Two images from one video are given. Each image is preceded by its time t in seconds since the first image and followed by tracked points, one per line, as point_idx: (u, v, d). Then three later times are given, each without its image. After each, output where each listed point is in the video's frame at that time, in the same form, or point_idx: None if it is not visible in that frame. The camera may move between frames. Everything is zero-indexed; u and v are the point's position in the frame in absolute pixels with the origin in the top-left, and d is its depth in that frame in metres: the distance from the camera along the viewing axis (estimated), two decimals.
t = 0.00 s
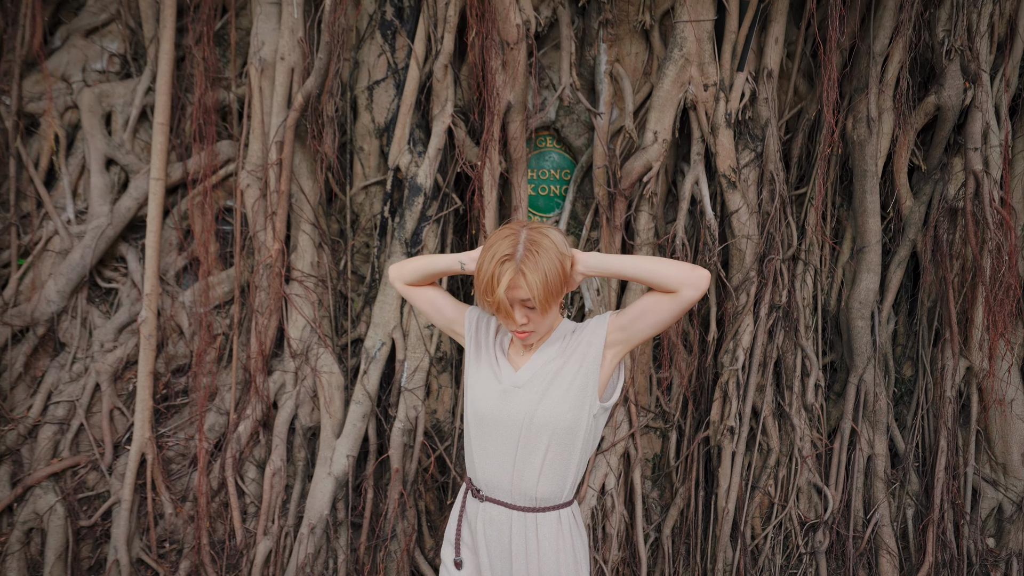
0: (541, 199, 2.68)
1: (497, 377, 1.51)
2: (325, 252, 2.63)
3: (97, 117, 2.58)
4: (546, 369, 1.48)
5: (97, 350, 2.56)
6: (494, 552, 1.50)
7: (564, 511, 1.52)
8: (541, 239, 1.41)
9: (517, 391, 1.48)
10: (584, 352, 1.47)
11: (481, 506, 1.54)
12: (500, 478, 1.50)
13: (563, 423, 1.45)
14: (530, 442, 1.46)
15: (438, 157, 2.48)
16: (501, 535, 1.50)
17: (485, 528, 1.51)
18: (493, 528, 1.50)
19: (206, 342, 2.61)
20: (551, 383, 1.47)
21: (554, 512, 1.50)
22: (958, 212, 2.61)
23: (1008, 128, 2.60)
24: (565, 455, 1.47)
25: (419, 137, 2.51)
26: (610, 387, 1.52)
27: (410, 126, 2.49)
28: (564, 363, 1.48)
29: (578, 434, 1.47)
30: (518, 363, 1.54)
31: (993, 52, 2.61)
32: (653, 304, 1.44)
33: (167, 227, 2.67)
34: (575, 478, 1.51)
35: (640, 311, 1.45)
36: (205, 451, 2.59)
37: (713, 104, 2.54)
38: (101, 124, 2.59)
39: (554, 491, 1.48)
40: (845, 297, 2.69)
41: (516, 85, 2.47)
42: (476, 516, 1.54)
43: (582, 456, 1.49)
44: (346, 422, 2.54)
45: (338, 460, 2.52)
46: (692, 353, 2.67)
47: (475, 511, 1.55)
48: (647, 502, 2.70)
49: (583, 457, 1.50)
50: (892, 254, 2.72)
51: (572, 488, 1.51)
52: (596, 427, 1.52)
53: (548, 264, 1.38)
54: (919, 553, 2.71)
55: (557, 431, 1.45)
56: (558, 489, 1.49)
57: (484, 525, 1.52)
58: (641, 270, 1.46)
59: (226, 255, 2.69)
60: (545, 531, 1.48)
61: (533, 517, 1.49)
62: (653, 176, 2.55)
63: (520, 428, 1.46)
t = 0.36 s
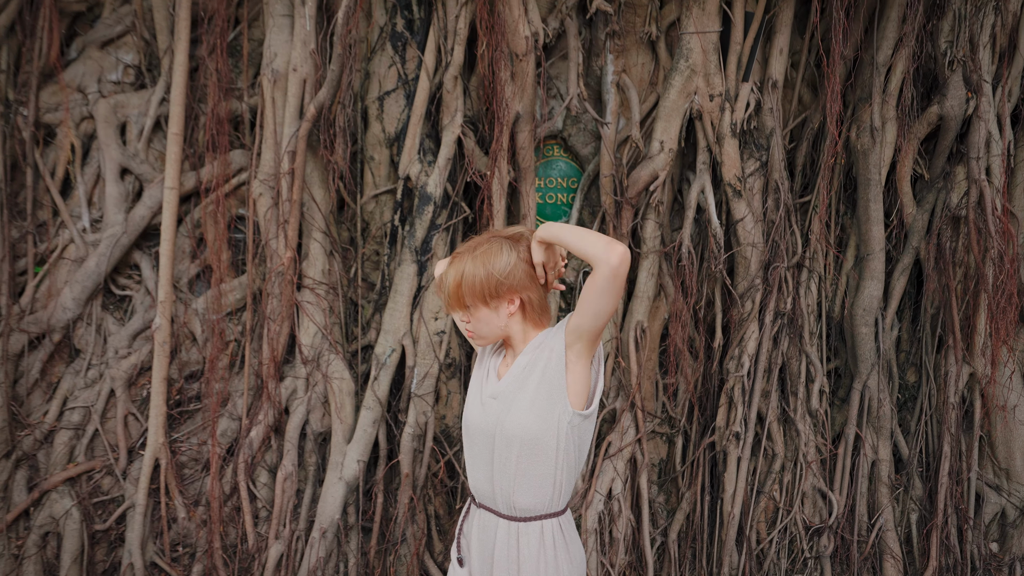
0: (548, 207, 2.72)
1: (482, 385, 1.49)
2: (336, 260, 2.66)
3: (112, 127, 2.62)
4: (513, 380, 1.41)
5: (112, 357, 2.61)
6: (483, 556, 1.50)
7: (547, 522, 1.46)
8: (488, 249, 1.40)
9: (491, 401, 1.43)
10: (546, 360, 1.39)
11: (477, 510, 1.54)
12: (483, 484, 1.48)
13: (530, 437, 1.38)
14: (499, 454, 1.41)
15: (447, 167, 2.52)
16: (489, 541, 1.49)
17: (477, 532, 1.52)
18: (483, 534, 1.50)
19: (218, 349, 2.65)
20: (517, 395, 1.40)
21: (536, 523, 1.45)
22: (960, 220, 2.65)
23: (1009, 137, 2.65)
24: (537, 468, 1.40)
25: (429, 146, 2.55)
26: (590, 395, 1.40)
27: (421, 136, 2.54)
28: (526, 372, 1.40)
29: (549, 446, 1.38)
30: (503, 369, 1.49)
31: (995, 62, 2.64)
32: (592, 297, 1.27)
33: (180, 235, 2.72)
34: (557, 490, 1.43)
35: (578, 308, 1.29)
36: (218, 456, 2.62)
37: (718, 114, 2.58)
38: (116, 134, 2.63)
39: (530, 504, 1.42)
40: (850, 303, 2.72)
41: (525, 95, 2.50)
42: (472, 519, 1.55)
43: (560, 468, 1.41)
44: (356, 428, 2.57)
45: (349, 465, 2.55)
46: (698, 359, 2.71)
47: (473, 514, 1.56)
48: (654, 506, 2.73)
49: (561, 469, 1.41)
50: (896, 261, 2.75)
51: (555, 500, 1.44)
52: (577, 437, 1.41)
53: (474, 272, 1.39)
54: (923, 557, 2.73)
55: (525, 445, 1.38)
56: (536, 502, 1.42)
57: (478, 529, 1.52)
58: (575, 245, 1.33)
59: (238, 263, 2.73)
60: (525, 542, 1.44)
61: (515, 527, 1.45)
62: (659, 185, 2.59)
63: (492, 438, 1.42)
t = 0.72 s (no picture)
0: (554, 214, 2.73)
1: (519, 403, 1.51)
2: (344, 267, 2.70)
3: (122, 135, 2.65)
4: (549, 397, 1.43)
5: (121, 363, 2.63)
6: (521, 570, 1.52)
7: (587, 535, 1.48)
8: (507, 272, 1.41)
9: (529, 419, 1.45)
10: (569, 376, 1.41)
11: (512, 522, 1.56)
12: (522, 500, 1.50)
13: (571, 453, 1.40)
14: (540, 471, 1.43)
15: (454, 175, 2.54)
16: (524, 553, 1.51)
17: (512, 544, 1.54)
18: (519, 546, 1.52)
19: (226, 354, 2.67)
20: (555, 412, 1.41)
21: (576, 536, 1.48)
22: (964, 226, 2.68)
23: (1012, 144, 2.67)
24: (578, 483, 1.42)
25: (436, 154, 2.57)
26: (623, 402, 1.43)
27: (427, 144, 2.56)
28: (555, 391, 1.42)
29: (589, 461, 1.40)
30: (539, 386, 1.51)
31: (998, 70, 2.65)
32: (590, 302, 1.26)
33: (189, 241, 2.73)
34: (599, 503, 1.46)
35: (582, 318, 1.28)
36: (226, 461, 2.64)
37: (723, 122, 2.60)
38: (126, 142, 2.66)
39: (570, 517, 1.45)
40: (853, 308, 2.74)
41: (530, 104, 2.51)
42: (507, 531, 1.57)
43: (601, 482, 1.43)
44: (363, 434, 2.59)
45: (356, 470, 2.57)
46: (702, 365, 2.74)
47: (507, 525, 1.58)
48: (658, 510, 2.75)
49: (603, 483, 1.43)
50: (898, 267, 2.78)
51: (595, 513, 1.46)
52: (616, 450, 1.44)
53: (495, 296, 1.41)
54: (926, 562, 2.75)
55: (567, 461, 1.40)
56: (576, 516, 1.45)
57: (512, 540, 1.54)
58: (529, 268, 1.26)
59: (246, 269, 2.75)
60: (566, 556, 1.47)
61: (553, 540, 1.47)
62: (664, 192, 2.61)
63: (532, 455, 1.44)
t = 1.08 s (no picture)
0: (555, 214, 2.75)
1: (541, 401, 1.55)
2: (346, 267, 2.72)
3: (126, 137, 2.68)
4: (569, 397, 1.47)
5: (126, 363, 2.65)
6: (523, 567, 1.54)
7: (590, 536, 1.50)
8: (529, 279, 1.49)
9: (547, 416, 1.49)
10: (594, 380, 1.46)
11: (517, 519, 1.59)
12: (530, 497, 1.53)
13: (585, 452, 1.43)
14: (553, 466, 1.46)
15: (455, 176, 2.57)
16: (527, 549, 1.54)
17: (516, 540, 1.56)
18: (523, 542, 1.55)
19: (229, 353, 2.71)
20: (575, 410, 1.46)
21: (579, 536, 1.50)
22: (961, 227, 2.70)
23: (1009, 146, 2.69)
24: (588, 482, 1.45)
25: (437, 155, 2.60)
26: (642, 409, 1.46)
27: (429, 145, 2.58)
28: (580, 392, 1.47)
29: (601, 461, 1.43)
30: (559, 388, 1.54)
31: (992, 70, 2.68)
32: (642, 322, 1.35)
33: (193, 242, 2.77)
34: (605, 505, 1.48)
35: (628, 338, 1.37)
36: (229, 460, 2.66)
37: (722, 123, 2.62)
38: (130, 143, 2.68)
39: (575, 516, 1.47)
40: (852, 308, 2.76)
41: (532, 106, 2.54)
42: (512, 527, 1.59)
43: (610, 484, 1.45)
44: (365, 433, 2.61)
45: (359, 469, 2.59)
46: (702, 365, 2.75)
47: (513, 522, 1.61)
48: (658, 509, 2.77)
49: (612, 487, 1.46)
50: (896, 267, 2.80)
51: (602, 515, 1.48)
52: (629, 455, 1.47)
53: (517, 302, 1.47)
54: (924, 559, 2.77)
55: (580, 458, 1.44)
56: (582, 515, 1.47)
57: (515, 537, 1.57)
58: (588, 304, 1.32)
59: (250, 270, 2.75)
60: (568, 555, 1.49)
61: (557, 537, 1.50)
62: (663, 193, 2.63)
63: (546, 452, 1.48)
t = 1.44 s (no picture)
0: (553, 212, 2.77)
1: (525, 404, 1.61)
2: (347, 264, 2.71)
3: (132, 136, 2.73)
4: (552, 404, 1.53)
5: (129, 358, 2.67)
6: (508, 564, 1.57)
7: (575, 533, 1.56)
8: (527, 268, 1.49)
9: (532, 420, 1.56)
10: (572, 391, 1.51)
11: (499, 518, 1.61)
12: (514, 497, 1.56)
13: (568, 454, 1.49)
14: (536, 468, 1.51)
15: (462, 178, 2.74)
16: (512, 547, 1.57)
17: (500, 538, 1.59)
18: (508, 540, 1.57)
19: (231, 349, 2.69)
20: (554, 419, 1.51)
21: (565, 533, 1.55)
22: (955, 224, 2.73)
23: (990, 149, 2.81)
24: (571, 482, 1.50)
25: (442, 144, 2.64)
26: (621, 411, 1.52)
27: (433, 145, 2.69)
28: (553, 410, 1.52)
29: (584, 462, 1.49)
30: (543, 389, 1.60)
31: (974, 76, 2.80)
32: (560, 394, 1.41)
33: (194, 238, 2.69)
34: (589, 504, 1.54)
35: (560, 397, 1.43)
36: (231, 455, 2.68)
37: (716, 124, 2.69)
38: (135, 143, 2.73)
39: (561, 514, 1.52)
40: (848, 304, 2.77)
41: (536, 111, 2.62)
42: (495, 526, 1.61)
43: (592, 484, 1.51)
44: (366, 427, 2.68)
45: (359, 463, 2.67)
46: (699, 360, 2.75)
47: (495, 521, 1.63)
48: (655, 503, 2.77)
49: (593, 486, 1.51)
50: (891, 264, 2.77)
51: (585, 512, 1.54)
52: (608, 456, 1.53)
53: (514, 290, 1.48)
54: (919, 553, 2.79)
55: (563, 463, 1.49)
56: (566, 513, 1.52)
57: (499, 535, 1.59)
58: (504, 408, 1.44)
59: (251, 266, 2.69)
60: (554, 551, 1.54)
61: (542, 535, 1.54)
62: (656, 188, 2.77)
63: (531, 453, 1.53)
